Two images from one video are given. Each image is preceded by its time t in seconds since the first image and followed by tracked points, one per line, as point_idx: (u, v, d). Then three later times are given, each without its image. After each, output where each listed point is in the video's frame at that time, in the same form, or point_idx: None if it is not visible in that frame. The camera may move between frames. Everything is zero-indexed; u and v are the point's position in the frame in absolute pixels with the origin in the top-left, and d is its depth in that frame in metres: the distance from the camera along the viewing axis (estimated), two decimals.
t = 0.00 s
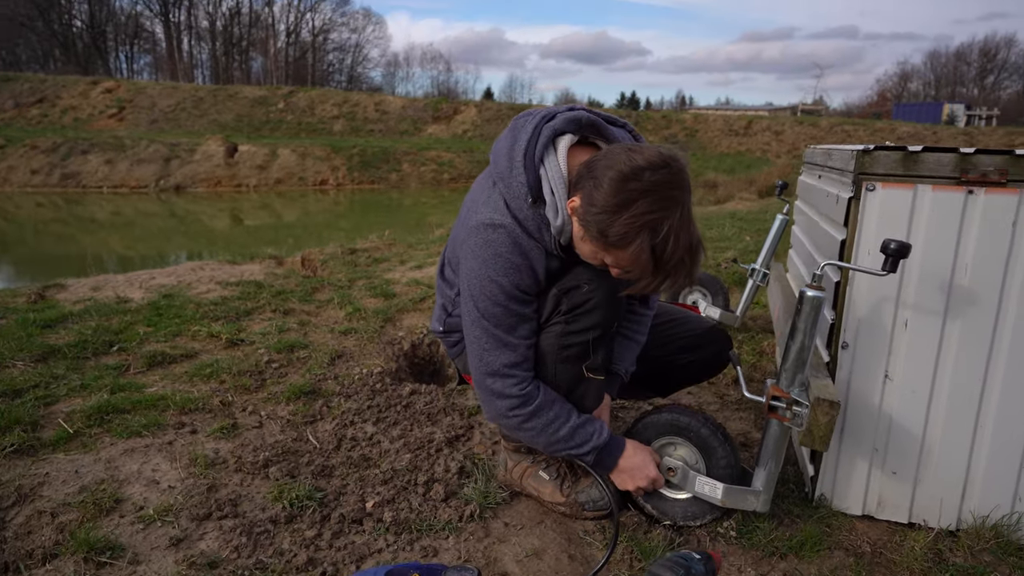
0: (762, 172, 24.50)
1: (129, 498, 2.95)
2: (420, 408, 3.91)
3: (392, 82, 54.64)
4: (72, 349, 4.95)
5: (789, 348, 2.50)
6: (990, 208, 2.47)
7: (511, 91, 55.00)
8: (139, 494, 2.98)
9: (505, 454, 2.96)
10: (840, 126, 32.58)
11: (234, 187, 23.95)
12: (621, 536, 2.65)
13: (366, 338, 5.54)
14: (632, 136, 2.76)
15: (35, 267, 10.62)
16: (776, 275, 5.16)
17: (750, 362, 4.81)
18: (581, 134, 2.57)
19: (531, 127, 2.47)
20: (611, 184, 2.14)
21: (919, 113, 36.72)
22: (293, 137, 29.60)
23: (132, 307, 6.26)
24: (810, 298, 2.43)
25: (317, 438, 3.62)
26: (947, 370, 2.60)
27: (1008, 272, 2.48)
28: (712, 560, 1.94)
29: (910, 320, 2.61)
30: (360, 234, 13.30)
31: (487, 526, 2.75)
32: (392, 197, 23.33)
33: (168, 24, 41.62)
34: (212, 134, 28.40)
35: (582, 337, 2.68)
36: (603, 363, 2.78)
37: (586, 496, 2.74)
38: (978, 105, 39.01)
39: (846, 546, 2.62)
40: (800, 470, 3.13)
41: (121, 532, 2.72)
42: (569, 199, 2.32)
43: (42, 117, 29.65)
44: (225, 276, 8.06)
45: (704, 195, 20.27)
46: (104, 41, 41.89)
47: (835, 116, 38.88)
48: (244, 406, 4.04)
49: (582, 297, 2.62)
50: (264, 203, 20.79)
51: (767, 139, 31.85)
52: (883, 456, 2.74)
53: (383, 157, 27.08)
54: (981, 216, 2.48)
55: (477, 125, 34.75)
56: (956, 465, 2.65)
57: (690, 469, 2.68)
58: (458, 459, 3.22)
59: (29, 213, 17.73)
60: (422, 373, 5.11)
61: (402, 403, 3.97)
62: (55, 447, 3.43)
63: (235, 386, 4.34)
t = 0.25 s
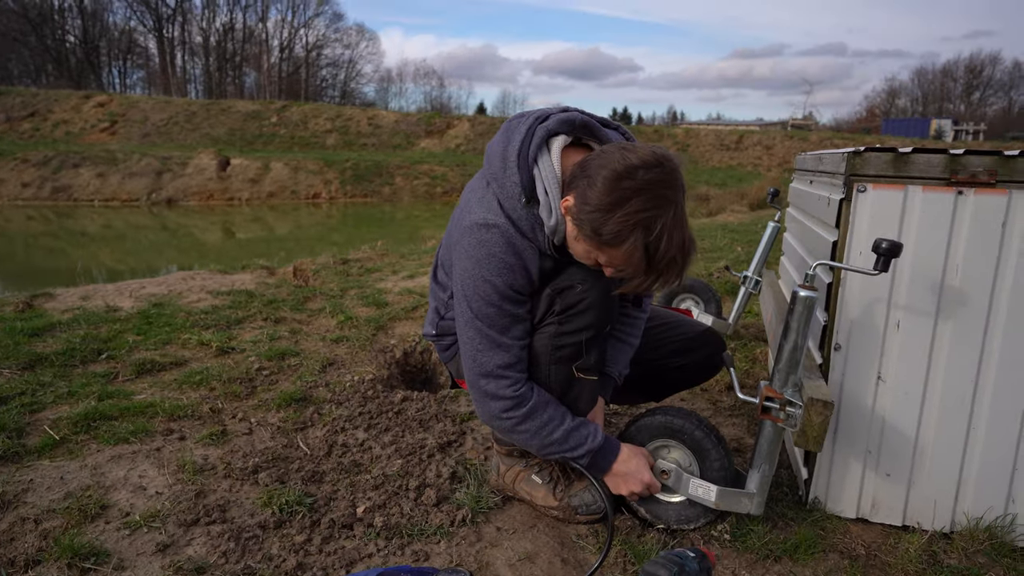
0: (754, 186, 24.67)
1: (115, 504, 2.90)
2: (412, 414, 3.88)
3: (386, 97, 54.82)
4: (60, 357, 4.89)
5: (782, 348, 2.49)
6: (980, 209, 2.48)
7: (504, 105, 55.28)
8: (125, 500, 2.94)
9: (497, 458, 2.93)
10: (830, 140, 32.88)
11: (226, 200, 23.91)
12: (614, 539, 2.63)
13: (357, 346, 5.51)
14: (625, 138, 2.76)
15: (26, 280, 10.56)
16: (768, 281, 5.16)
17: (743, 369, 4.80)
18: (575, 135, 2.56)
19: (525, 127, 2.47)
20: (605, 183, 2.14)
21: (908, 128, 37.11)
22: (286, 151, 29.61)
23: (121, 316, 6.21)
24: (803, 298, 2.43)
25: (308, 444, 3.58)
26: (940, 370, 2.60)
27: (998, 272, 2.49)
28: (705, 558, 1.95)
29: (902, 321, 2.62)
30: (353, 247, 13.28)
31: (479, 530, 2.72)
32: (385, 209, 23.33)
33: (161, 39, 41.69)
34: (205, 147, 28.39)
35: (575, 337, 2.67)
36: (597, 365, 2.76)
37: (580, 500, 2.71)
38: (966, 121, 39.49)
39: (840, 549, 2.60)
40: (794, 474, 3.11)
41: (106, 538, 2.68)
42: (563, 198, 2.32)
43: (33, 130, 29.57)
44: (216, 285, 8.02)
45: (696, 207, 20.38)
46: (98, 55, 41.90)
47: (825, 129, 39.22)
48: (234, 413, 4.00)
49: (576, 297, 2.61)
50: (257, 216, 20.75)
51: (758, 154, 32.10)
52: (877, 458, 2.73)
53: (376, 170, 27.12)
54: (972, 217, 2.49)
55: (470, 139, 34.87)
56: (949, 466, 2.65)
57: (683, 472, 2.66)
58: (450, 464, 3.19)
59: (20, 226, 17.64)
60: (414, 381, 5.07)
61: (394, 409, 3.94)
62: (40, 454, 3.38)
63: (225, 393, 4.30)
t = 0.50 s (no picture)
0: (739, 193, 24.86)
1: (88, 511, 2.87)
2: (393, 419, 3.86)
3: (372, 104, 54.79)
4: (36, 363, 4.83)
5: (757, 349, 2.51)
6: (951, 210, 2.51)
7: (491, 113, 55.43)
8: (99, 507, 2.90)
9: (476, 461, 2.92)
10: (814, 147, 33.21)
11: (211, 208, 23.77)
12: (591, 542, 2.63)
13: (340, 351, 5.48)
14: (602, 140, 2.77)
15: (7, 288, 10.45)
16: (750, 285, 5.19)
17: (725, 372, 4.82)
18: (551, 138, 2.56)
19: (501, 130, 2.47)
20: (580, 182, 2.16)
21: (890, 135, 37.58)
22: (272, 158, 29.50)
23: (101, 322, 6.15)
24: (778, 299, 2.44)
25: (287, 449, 3.55)
26: (913, 370, 2.63)
27: (969, 272, 2.52)
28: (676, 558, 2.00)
29: (876, 322, 2.64)
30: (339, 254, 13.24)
31: (457, 533, 2.71)
32: (371, 215, 23.27)
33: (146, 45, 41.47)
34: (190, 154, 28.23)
35: (553, 339, 2.68)
36: (574, 366, 2.77)
37: (557, 502, 2.71)
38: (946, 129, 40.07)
39: (816, 548, 2.62)
40: (772, 475, 3.13)
41: (78, 545, 2.64)
42: (539, 201, 2.32)
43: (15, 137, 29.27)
44: (198, 291, 7.96)
45: (682, 214, 20.50)
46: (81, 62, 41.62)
47: (809, 137, 39.63)
48: (213, 418, 3.97)
49: (553, 299, 2.62)
50: (242, 223, 20.64)
51: (743, 161, 32.36)
52: (852, 458, 2.75)
53: (363, 177, 27.07)
54: (943, 218, 2.52)
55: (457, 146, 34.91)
56: (923, 465, 2.67)
57: (661, 474, 2.66)
58: (429, 468, 3.18)
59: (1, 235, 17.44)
60: (396, 386, 5.06)
61: (375, 414, 3.92)
62: (13, 461, 3.33)
63: (204, 399, 4.26)
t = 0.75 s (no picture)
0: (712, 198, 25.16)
1: (46, 518, 2.80)
2: (363, 421, 3.84)
3: (347, 109, 54.49)
4: None
5: (721, 345, 2.53)
6: (907, 207, 2.57)
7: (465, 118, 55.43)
8: (58, 514, 2.84)
9: (444, 460, 2.91)
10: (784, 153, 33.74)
11: (182, 214, 23.42)
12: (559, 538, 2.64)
13: (310, 354, 5.43)
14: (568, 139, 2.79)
15: None
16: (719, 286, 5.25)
17: (694, 371, 4.87)
18: (518, 137, 2.57)
19: (466, 129, 2.48)
20: (543, 179, 2.16)
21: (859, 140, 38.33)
22: (244, 163, 29.18)
23: (64, 328, 6.02)
24: (740, 295, 2.47)
25: (254, 452, 3.51)
26: (872, 364, 2.68)
27: (924, 268, 2.59)
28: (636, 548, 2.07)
29: (837, 317, 2.69)
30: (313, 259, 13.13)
31: (425, 533, 2.71)
32: (345, 220, 23.12)
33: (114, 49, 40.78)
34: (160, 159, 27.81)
35: (520, 337, 2.69)
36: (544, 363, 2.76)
37: (525, 500, 2.72)
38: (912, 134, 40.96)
39: (780, 540, 2.66)
40: (738, 471, 3.17)
41: (34, 552, 2.58)
42: (503, 199, 2.31)
43: None
44: (166, 296, 7.84)
45: (656, 217, 20.67)
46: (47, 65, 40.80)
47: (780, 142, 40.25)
48: (178, 423, 3.90)
49: (520, 297, 2.64)
50: (214, 229, 20.36)
51: (716, 166, 32.75)
52: (815, 452, 2.80)
53: (337, 182, 26.89)
54: (900, 215, 2.58)
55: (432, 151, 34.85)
56: (883, 457, 2.73)
57: (628, 470, 2.68)
58: (398, 469, 3.17)
59: None
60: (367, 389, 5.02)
61: (344, 416, 3.90)
62: None
63: (169, 403, 4.19)
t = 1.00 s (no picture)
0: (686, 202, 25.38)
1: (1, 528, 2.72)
2: (332, 424, 3.78)
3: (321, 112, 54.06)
4: None
5: (689, 344, 2.55)
6: (870, 205, 2.61)
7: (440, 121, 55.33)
8: (13, 523, 2.75)
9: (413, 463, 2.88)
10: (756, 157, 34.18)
11: (152, 218, 23.01)
12: (530, 540, 2.62)
13: (280, 358, 5.35)
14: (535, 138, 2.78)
15: None
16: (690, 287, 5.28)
17: (667, 372, 4.89)
18: (483, 135, 2.56)
19: (431, 128, 2.45)
20: (509, 179, 2.14)
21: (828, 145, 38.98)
22: (216, 167, 28.78)
23: (25, 333, 5.86)
24: (707, 294, 2.49)
25: (220, 457, 3.44)
26: (838, 361, 2.71)
27: (887, 266, 2.63)
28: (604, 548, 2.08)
29: (803, 315, 2.71)
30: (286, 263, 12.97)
31: (394, 536, 2.68)
32: (319, 224, 22.91)
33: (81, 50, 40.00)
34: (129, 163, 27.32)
35: (487, 337, 2.68)
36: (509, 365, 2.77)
37: (496, 501, 2.69)
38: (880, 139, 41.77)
39: (749, 538, 2.67)
40: (709, 470, 3.18)
41: None
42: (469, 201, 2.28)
43: None
44: (133, 301, 7.68)
45: (631, 220, 20.79)
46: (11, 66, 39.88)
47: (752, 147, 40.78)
48: (143, 429, 3.82)
49: (488, 296, 2.61)
50: (184, 234, 20.03)
51: (689, 170, 33.07)
52: (783, 449, 2.82)
53: (311, 186, 26.64)
54: (863, 213, 2.62)
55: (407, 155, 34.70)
56: (849, 454, 2.76)
57: (598, 470, 2.67)
58: (367, 472, 3.13)
59: None
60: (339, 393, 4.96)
61: (314, 420, 3.84)
62: None
63: (134, 409, 4.10)
